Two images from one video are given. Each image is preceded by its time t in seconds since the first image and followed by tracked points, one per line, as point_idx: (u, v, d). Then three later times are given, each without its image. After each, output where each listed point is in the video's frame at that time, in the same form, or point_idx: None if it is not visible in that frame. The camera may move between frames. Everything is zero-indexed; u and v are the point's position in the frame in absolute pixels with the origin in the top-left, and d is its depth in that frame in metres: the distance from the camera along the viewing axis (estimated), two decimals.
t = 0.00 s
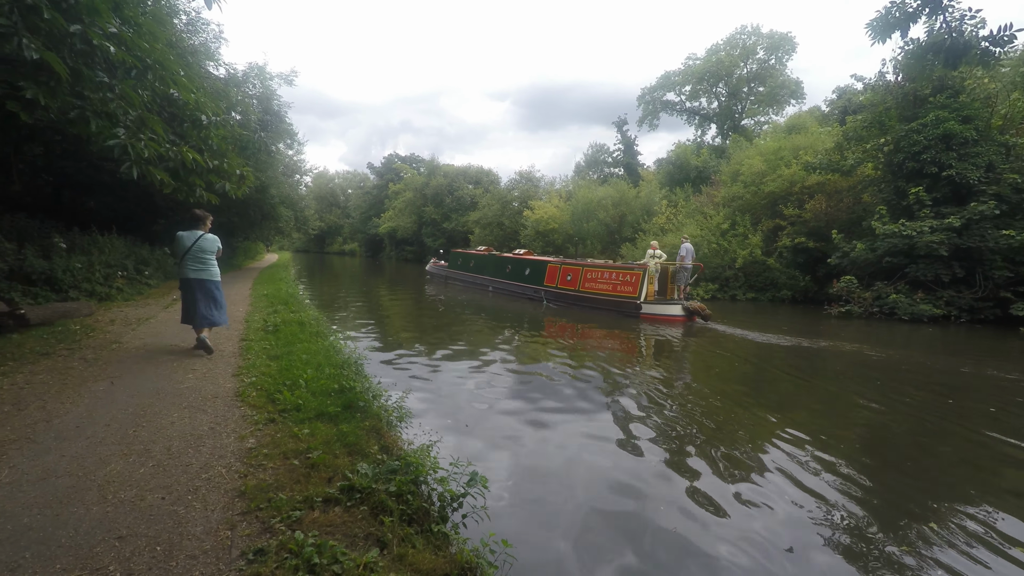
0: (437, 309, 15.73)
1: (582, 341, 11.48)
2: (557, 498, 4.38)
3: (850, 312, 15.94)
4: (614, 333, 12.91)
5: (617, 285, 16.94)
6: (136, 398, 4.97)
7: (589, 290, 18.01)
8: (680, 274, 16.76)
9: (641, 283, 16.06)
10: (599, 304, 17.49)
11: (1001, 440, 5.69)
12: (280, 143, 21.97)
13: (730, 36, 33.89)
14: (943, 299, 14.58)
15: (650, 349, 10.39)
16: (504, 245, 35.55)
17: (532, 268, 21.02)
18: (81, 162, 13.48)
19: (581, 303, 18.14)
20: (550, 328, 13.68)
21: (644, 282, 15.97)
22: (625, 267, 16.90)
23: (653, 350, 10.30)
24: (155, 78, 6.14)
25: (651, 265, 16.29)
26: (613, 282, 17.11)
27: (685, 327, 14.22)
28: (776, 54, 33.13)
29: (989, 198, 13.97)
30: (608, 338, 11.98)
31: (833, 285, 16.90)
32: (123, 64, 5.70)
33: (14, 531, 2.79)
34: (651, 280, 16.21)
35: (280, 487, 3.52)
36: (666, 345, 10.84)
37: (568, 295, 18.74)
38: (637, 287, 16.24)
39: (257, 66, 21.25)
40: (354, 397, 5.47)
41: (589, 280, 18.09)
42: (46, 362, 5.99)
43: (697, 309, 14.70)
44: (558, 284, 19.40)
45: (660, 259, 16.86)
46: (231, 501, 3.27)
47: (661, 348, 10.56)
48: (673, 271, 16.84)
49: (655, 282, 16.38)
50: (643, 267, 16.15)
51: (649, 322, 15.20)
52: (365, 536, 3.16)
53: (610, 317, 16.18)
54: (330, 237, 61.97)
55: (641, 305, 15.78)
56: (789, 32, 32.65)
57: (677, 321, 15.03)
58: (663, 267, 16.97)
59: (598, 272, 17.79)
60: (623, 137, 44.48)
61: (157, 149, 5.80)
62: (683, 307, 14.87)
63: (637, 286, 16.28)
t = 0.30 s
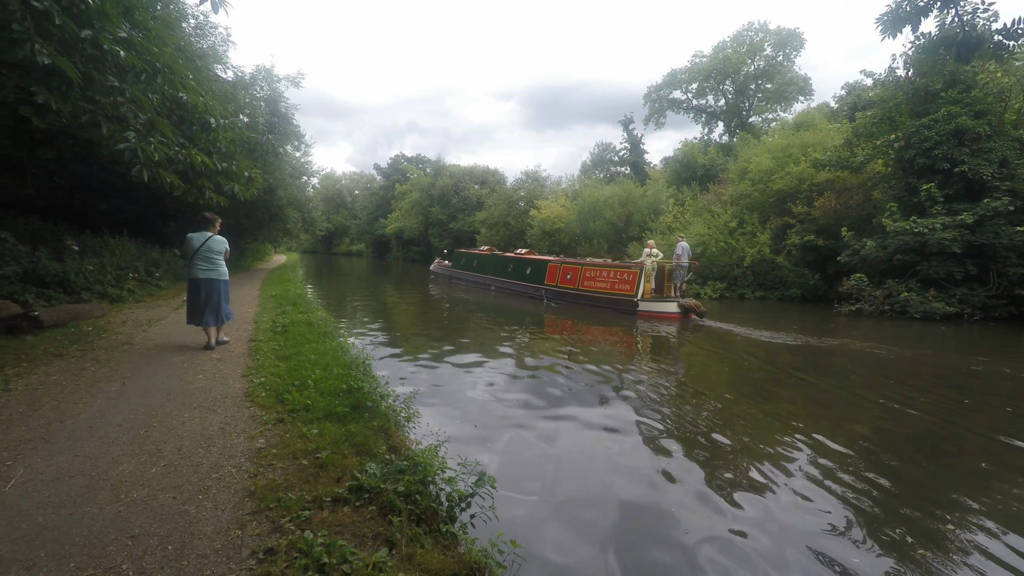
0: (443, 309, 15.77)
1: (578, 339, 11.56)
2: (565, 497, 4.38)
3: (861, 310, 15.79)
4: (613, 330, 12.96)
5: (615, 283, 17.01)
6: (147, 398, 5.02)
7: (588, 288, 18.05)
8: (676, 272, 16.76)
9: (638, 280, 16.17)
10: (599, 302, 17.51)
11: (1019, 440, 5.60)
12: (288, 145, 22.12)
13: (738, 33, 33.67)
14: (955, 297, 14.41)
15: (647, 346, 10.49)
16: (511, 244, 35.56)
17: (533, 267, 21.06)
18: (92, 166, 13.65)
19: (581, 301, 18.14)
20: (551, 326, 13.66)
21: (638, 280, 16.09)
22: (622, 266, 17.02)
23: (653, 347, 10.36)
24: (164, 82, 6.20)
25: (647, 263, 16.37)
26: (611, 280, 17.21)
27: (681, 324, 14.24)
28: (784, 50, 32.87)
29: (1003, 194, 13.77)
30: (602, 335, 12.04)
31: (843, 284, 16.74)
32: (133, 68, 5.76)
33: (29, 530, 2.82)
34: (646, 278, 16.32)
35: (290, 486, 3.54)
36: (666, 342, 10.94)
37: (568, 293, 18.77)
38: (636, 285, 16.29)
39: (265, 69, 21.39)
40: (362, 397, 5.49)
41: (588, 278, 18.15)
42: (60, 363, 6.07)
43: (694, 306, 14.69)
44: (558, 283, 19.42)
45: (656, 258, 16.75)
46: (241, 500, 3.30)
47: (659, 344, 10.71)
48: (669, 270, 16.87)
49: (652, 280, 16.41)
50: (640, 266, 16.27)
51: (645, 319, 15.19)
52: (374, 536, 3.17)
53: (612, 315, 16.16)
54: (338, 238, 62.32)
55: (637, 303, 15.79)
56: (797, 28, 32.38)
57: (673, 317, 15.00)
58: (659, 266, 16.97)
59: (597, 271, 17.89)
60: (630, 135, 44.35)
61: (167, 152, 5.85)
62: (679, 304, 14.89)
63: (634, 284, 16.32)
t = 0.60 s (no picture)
0: (448, 309, 15.80)
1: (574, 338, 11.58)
2: (571, 498, 4.37)
3: (869, 311, 15.66)
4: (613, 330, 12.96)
5: (613, 283, 17.03)
6: (155, 397, 5.05)
7: (585, 287, 18.05)
8: (671, 272, 16.77)
9: (633, 280, 16.16)
10: (596, 301, 17.51)
11: None
12: (294, 145, 22.22)
13: (744, 32, 33.50)
14: (965, 298, 14.27)
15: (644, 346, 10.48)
16: (516, 244, 35.57)
17: (533, 267, 21.06)
18: (101, 166, 13.77)
19: (579, 301, 18.10)
20: (551, 325, 13.64)
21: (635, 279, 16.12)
22: (619, 265, 17.04)
23: (659, 347, 10.31)
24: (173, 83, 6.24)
25: (643, 263, 16.37)
26: (609, 280, 17.21)
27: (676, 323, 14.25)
28: (791, 49, 32.67)
29: (1014, 193, 13.60)
30: (596, 334, 12.07)
31: (850, 284, 16.62)
32: (142, 70, 5.81)
33: (39, 526, 2.85)
34: (642, 278, 16.37)
35: (296, 485, 3.55)
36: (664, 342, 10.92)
37: (567, 292, 18.75)
38: (631, 284, 16.32)
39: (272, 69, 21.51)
40: (367, 397, 5.50)
41: (586, 278, 18.15)
42: (70, 361, 6.12)
43: (688, 306, 14.76)
44: (558, 283, 19.38)
45: (652, 258, 16.77)
46: (248, 499, 3.31)
47: (657, 343, 10.73)
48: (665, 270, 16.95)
49: (648, 280, 16.44)
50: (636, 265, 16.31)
51: (640, 318, 15.17)
52: (380, 535, 3.18)
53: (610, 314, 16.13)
54: (344, 238, 62.58)
55: (633, 302, 15.79)
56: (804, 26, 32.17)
57: (668, 316, 15.01)
58: (655, 265, 16.98)
59: (595, 271, 17.90)
60: (635, 135, 44.25)
61: (175, 152, 5.89)
62: (673, 303, 14.94)
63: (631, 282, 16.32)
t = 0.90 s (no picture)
0: (450, 310, 15.79)
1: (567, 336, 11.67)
2: (575, 499, 4.37)
3: (873, 312, 15.61)
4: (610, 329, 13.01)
5: (607, 283, 17.09)
6: (159, 397, 5.07)
7: (579, 287, 18.11)
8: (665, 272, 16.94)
9: (627, 280, 16.34)
10: (587, 300, 17.58)
11: None
12: (297, 147, 22.28)
13: (748, 33, 33.44)
14: (970, 299, 14.20)
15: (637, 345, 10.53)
16: (518, 245, 35.57)
17: (530, 267, 21.06)
18: (106, 168, 13.84)
19: (573, 301, 18.11)
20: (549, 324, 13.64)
21: (628, 279, 16.27)
22: (612, 265, 17.12)
23: (663, 348, 10.30)
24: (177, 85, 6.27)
25: (636, 263, 16.50)
26: (603, 280, 17.26)
27: (668, 321, 14.36)
28: (795, 49, 32.58)
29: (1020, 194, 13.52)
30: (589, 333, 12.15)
31: (854, 285, 16.56)
32: (146, 72, 5.83)
33: (45, 526, 2.86)
34: (635, 278, 16.53)
35: (299, 486, 3.56)
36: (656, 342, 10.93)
37: (563, 292, 18.76)
38: (625, 284, 16.46)
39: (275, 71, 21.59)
40: (370, 398, 5.51)
41: (581, 278, 18.15)
42: (75, 362, 6.16)
43: (680, 305, 15.02)
44: (555, 283, 19.39)
45: (646, 258, 16.96)
46: (252, 499, 3.32)
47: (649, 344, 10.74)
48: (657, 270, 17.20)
49: (641, 279, 16.76)
50: (629, 266, 16.45)
51: (633, 316, 15.29)
52: (383, 536, 3.18)
53: (604, 313, 16.11)
54: (347, 239, 62.72)
55: (626, 301, 15.93)
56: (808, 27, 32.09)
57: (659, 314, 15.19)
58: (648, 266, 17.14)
59: (589, 271, 17.92)
60: (638, 136, 44.24)
61: (180, 154, 5.91)
62: (665, 302, 15.18)
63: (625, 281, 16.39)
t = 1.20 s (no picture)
0: (454, 308, 15.82)
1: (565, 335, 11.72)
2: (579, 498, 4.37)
3: (878, 312, 15.54)
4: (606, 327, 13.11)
5: (601, 281, 17.15)
6: (165, 395, 5.11)
7: (575, 285, 18.18)
8: (657, 270, 16.99)
9: (620, 279, 16.36)
10: (585, 298, 17.66)
11: None
12: (302, 146, 22.36)
13: (752, 31, 33.33)
14: (977, 298, 14.11)
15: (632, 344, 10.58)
16: (522, 244, 35.58)
17: (529, 266, 21.08)
18: (112, 167, 13.92)
19: (570, 299, 18.18)
20: (548, 322, 13.68)
21: (622, 278, 16.31)
22: (607, 264, 17.20)
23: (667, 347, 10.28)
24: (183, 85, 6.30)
25: (630, 262, 16.62)
26: (598, 278, 17.34)
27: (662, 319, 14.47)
28: (800, 48, 32.44)
29: None
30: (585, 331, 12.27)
31: (860, 284, 16.48)
32: (152, 72, 5.86)
33: (54, 522, 2.89)
34: (629, 277, 16.57)
35: (304, 484, 3.58)
36: (647, 340, 11.00)
37: (560, 290, 18.83)
38: (619, 282, 16.54)
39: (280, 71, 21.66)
40: (374, 396, 5.53)
41: (577, 277, 18.18)
42: (82, 360, 6.21)
43: (672, 302, 15.25)
44: (553, 281, 19.43)
45: (639, 257, 17.10)
46: (257, 497, 3.34)
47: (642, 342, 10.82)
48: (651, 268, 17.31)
49: (636, 278, 16.78)
50: (623, 265, 16.46)
51: (627, 314, 15.46)
52: (387, 534, 3.18)
53: (601, 311, 16.21)
54: (350, 238, 62.88)
55: (620, 299, 16.10)
56: (813, 25, 31.95)
57: (653, 313, 15.40)
58: (642, 265, 17.22)
59: (584, 269, 17.97)
60: (642, 135, 44.17)
61: (185, 153, 5.94)
62: (658, 300, 15.39)
63: (619, 280, 16.46)
